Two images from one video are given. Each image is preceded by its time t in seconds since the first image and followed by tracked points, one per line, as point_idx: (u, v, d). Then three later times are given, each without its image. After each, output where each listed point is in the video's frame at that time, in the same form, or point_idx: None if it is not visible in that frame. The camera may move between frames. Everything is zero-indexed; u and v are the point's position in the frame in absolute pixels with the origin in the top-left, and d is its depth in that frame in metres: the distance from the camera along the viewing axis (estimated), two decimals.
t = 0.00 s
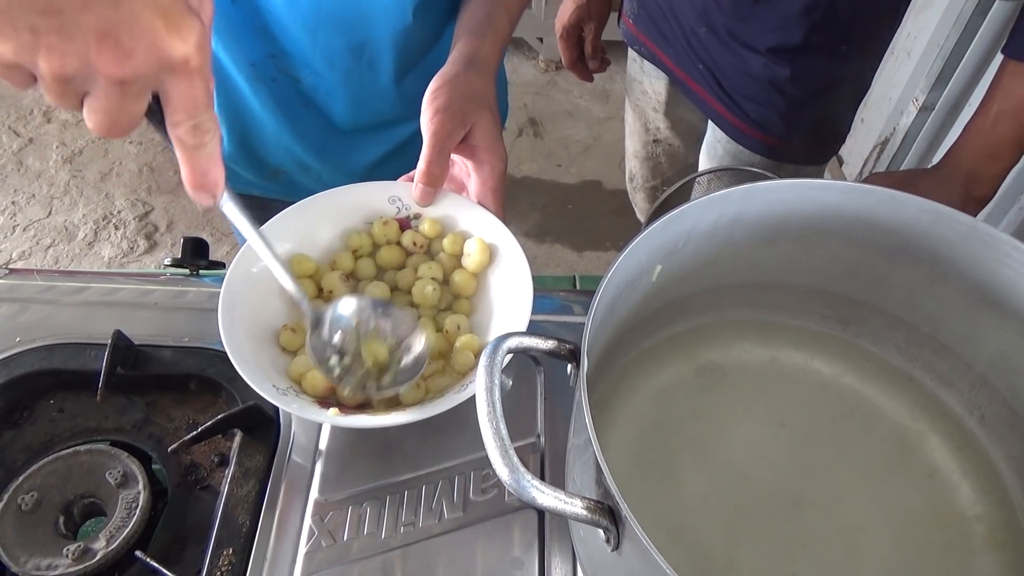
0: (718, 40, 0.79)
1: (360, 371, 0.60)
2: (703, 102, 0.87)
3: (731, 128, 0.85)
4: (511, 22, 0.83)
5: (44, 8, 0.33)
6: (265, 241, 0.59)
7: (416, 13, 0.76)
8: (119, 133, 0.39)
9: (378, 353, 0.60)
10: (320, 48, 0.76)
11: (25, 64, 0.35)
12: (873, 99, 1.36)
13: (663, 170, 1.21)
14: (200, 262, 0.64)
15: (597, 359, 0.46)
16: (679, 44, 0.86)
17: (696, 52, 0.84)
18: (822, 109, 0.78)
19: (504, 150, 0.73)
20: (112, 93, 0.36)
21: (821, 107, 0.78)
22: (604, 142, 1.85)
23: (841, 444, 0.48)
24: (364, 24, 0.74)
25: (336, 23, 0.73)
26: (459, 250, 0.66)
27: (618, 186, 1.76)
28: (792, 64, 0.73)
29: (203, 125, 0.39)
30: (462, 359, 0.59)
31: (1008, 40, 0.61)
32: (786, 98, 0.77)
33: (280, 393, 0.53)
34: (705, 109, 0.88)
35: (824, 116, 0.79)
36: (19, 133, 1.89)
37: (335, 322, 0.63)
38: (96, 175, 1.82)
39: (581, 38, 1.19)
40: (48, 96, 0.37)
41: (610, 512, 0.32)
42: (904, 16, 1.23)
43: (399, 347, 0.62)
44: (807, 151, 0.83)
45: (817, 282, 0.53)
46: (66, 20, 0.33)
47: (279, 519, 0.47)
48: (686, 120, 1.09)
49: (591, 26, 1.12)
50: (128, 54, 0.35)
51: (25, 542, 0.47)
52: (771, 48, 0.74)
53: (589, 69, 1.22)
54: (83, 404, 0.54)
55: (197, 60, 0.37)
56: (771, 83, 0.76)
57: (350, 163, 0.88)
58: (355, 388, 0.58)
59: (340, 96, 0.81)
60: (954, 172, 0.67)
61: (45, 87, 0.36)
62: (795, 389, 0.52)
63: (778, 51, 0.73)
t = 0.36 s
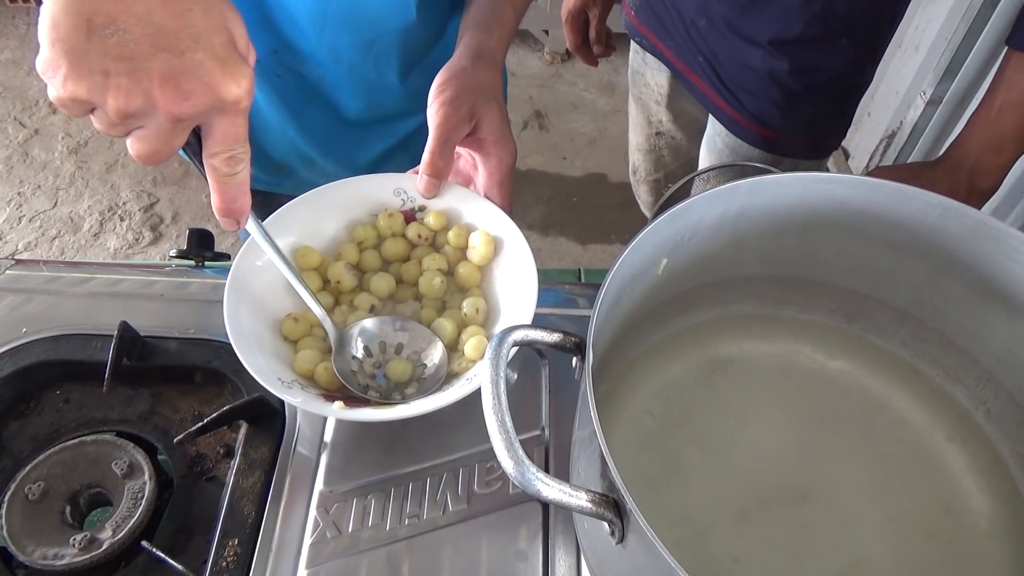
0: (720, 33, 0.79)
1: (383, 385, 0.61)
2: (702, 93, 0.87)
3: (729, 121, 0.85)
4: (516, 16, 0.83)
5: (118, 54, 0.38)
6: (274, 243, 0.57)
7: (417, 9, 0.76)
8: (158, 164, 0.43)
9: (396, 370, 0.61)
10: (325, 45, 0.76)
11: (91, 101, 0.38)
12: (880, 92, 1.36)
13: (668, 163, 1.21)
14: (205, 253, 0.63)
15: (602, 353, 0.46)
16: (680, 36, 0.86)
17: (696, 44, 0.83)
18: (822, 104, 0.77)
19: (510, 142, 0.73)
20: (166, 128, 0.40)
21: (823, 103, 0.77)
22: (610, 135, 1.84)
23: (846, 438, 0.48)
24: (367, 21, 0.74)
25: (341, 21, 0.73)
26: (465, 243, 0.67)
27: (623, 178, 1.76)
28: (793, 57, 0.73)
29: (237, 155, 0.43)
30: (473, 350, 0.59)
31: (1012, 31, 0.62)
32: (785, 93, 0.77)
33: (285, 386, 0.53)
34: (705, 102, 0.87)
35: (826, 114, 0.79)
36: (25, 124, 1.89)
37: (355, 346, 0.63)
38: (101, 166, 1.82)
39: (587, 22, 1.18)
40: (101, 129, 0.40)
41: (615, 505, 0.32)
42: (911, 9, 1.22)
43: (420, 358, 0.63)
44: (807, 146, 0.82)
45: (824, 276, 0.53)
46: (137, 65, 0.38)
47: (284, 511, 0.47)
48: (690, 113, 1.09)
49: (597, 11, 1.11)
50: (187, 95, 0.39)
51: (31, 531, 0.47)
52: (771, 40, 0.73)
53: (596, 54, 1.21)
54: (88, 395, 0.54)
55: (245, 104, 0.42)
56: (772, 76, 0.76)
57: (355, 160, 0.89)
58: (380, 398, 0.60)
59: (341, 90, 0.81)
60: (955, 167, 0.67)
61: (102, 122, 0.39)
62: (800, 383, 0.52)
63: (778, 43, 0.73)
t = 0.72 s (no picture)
0: (722, 26, 0.78)
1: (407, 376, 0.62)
2: (705, 87, 0.87)
3: (733, 115, 0.85)
4: (520, 10, 0.83)
5: (187, 43, 0.40)
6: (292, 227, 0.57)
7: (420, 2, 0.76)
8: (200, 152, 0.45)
9: (416, 363, 0.61)
10: (328, 39, 0.76)
11: (162, 86, 0.39)
12: (887, 86, 1.35)
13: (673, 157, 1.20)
14: (211, 249, 0.63)
15: (607, 348, 0.46)
16: (683, 30, 0.85)
17: (698, 37, 0.83)
18: (826, 97, 0.77)
19: (513, 136, 0.73)
20: (226, 114, 0.43)
21: (826, 97, 0.77)
22: (615, 129, 1.84)
23: (853, 433, 0.47)
24: (371, 13, 0.74)
25: (344, 14, 0.73)
26: (469, 237, 0.66)
27: (628, 172, 1.75)
28: (796, 51, 0.73)
29: (280, 140, 0.47)
30: (488, 331, 0.59)
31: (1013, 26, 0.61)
32: (789, 86, 0.76)
33: (290, 381, 0.53)
34: (708, 96, 0.87)
35: (829, 106, 0.78)
36: (31, 120, 1.89)
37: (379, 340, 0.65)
38: (107, 162, 1.82)
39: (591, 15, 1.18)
40: (157, 119, 0.41)
41: (621, 501, 0.32)
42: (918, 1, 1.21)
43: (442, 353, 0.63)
44: (810, 140, 0.82)
45: (830, 270, 0.53)
46: (207, 53, 0.40)
47: (291, 506, 0.47)
48: (694, 107, 1.09)
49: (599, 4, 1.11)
50: (254, 80, 0.42)
51: (40, 526, 0.47)
52: (774, 33, 0.73)
53: (599, 48, 1.20)
54: (96, 390, 0.55)
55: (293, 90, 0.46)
56: (775, 70, 0.76)
57: (358, 153, 0.89)
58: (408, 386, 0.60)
59: (344, 84, 0.81)
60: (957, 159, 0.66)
61: (162, 111, 0.41)
62: (805, 377, 0.51)
63: (781, 35, 0.73)
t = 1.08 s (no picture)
0: (725, 22, 0.78)
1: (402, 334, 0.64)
2: (708, 84, 0.87)
3: (736, 111, 0.84)
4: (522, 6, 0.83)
5: (69, 12, 0.35)
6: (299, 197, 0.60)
7: None
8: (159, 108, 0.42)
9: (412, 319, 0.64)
10: (331, 35, 0.76)
11: (56, 58, 0.37)
12: (892, 81, 1.34)
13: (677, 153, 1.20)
14: (213, 246, 0.64)
15: (608, 345, 0.46)
16: (685, 26, 0.85)
17: (701, 34, 0.83)
18: (829, 93, 0.77)
19: (515, 132, 0.73)
20: (143, 83, 0.38)
21: (830, 92, 0.77)
22: (618, 125, 1.83)
23: (856, 429, 0.47)
24: (373, 5, 0.74)
25: (347, 6, 0.73)
26: (471, 234, 0.66)
27: (631, 169, 1.75)
28: (799, 46, 0.72)
29: (227, 105, 0.41)
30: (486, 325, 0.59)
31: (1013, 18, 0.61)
32: (792, 82, 0.76)
33: (293, 378, 0.53)
34: (711, 93, 0.87)
35: (833, 101, 0.78)
36: (36, 118, 1.90)
37: (376, 290, 0.67)
38: (111, 159, 1.82)
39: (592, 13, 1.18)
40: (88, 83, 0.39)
41: (622, 498, 0.32)
42: None
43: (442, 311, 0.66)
44: (813, 136, 0.82)
45: (833, 266, 0.53)
46: (90, 21, 0.35)
47: (294, 502, 0.47)
48: (697, 103, 1.08)
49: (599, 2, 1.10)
50: (148, 51, 0.37)
51: (44, 522, 0.47)
52: (777, 28, 0.72)
53: (599, 46, 1.20)
54: (99, 386, 0.55)
55: (209, 51, 0.38)
56: (778, 66, 0.75)
57: (362, 148, 0.90)
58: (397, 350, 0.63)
59: (347, 81, 0.81)
60: (959, 154, 0.66)
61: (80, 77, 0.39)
62: (808, 373, 0.51)
63: (784, 30, 0.72)
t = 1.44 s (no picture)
0: (728, 20, 0.78)
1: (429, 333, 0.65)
2: (711, 82, 0.86)
3: (741, 110, 0.84)
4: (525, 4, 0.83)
5: (211, 34, 0.33)
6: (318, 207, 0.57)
7: None
8: (238, 132, 0.39)
9: (440, 317, 0.64)
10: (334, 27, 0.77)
11: (186, 83, 0.34)
12: (895, 80, 1.34)
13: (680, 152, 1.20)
14: (218, 244, 0.63)
15: (613, 344, 0.46)
16: (690, 24, 0.85)
17: (705, 32, 0.83)
18: (833, 91, 0.76)
19: (517, 130, 0.73)
20: (260, 100, 0.37)
21: (834, 90, 0.77)
22: (621, 124, 1.83)
23: (860, 427, 0.47)
24: None
25: None
26: (474, 217, 0.67)
27: (634, 167, 1.75)
28: (803, 45, 0.72)
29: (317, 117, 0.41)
30: (497, 323, 0.60)
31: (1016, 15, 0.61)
32: (796, 80, 0.76)
33: (297, 376, 0.53)
34: (715, 91, 0.87)
35: (837, 98, 0.78)
36: (39, 116, 1.90)
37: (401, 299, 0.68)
38: (115, 158, 1.82)
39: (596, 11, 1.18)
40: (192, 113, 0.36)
41: (626, 496, 0.32)
42: None
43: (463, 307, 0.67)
44: (818, 134, 0.81)
45: (837, 264, 0.53)
46: (229, 43, 0.34)
47: (298, 501, 0.47)
48: (700, 102, 1.08)
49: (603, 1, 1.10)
50: (277, 69, 0.36)
51: (48, 520, 0.47)
52: (782, 26, 0.72)
53: (605, 43, 1.20)
54: (103, 384, 0.55)
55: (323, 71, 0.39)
56: (782, 64, 0.75)
57: (364, 143, 0.89)
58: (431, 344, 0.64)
59: (350, 77, 0.82)
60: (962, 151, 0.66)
61: (194, 106, 0.36)
62: (812, 372, 0.51)
63: (789, 29, 0.72)
